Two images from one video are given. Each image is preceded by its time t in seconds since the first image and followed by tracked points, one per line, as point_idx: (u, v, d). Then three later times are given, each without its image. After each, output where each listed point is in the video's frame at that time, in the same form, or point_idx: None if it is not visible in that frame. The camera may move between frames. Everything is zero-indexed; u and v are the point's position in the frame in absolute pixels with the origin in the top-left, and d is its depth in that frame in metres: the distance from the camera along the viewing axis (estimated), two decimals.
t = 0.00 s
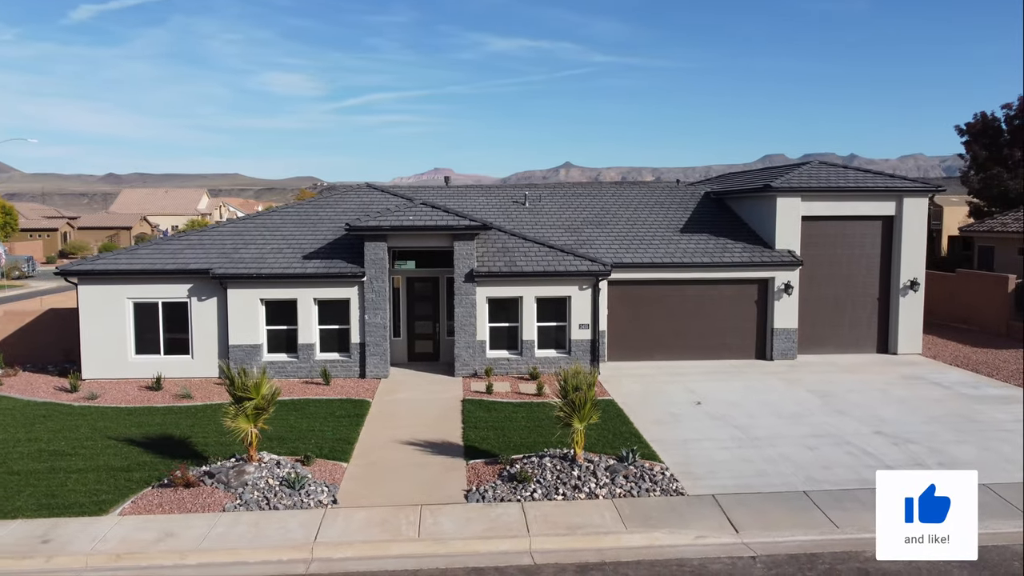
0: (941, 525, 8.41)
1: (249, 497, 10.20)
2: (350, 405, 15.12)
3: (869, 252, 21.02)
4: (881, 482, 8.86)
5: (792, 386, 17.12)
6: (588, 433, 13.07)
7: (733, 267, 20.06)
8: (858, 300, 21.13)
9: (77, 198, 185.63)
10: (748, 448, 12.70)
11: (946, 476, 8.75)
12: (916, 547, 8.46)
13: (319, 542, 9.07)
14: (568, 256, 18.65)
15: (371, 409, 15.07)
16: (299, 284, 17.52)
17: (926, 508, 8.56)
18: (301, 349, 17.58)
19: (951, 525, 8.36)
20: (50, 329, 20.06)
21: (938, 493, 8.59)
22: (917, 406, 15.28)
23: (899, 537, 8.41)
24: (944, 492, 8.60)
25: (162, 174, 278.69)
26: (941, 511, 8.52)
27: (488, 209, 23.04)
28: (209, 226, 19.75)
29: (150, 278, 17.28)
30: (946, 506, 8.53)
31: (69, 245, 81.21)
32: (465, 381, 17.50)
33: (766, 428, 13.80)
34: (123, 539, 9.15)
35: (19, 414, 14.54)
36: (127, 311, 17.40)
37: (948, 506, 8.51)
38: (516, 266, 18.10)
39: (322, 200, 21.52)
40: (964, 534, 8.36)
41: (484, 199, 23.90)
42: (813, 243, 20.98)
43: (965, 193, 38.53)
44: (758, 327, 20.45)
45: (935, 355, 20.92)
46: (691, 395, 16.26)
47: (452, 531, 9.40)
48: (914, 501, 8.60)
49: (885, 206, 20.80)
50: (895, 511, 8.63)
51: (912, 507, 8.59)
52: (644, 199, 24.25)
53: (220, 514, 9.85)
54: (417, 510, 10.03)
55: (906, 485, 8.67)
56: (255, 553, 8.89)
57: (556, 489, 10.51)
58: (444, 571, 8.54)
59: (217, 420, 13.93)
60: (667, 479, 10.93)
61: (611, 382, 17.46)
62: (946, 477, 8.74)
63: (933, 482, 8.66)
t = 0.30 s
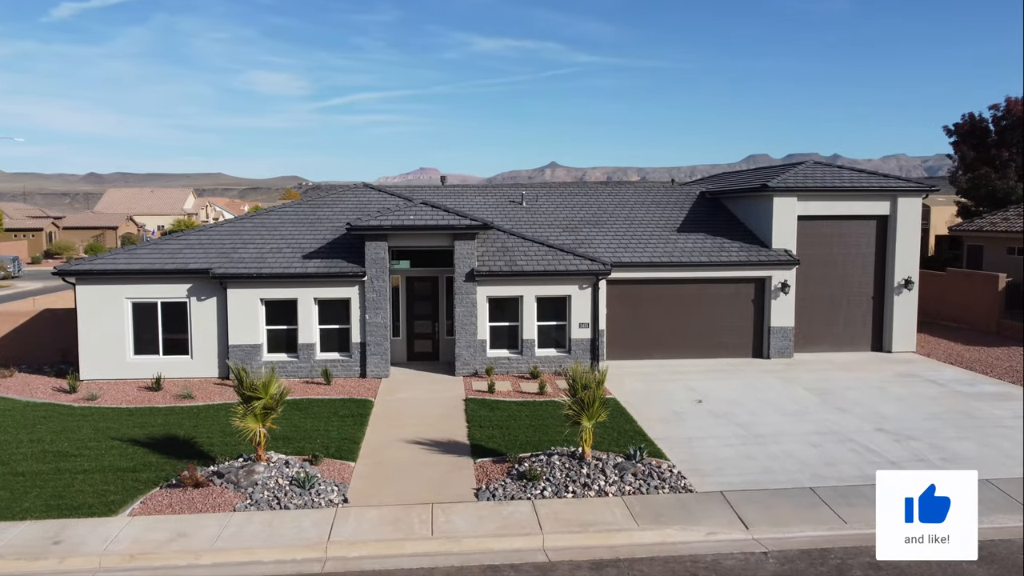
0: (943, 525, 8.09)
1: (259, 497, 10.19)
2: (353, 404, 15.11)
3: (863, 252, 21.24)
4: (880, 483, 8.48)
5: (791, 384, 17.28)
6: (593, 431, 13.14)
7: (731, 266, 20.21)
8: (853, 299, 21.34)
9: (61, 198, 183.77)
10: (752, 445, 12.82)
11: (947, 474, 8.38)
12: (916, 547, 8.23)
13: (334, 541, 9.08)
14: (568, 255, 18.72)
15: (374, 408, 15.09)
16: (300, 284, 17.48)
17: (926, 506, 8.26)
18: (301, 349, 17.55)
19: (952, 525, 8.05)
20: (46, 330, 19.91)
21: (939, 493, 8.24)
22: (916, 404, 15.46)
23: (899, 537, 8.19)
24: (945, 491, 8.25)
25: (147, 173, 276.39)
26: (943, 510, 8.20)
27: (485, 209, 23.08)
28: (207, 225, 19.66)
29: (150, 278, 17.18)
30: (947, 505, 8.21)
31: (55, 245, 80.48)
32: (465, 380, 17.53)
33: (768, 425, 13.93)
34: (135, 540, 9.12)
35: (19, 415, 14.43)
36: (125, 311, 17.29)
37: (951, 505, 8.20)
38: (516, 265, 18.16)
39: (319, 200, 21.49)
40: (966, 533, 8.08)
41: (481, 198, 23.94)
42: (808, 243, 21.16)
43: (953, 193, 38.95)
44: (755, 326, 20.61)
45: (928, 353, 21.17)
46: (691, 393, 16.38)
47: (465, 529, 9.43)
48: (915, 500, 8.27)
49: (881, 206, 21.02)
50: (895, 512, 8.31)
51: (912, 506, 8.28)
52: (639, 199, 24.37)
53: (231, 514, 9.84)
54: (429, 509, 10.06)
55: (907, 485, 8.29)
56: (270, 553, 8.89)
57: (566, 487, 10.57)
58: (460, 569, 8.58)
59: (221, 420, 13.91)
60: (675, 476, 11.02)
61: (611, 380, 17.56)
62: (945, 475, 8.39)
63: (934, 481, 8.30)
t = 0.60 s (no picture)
0: (942, 525, 8.46)
1: (270, 497, 10.18)
2: (356, 404, 15.10)
3: (859, 251, 21.44)
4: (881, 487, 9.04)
5: (790, 382, 17.43)
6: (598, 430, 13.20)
7: (729, 265, 20.35)
8: (849, 297, 21.54)
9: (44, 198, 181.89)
10: (756, 442, 12.93)
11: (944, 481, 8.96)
12: (916, 548, 8.44)
13: (349, 540, 9.09)
14: (568, 255, 18.79)
15: (378, 408, 15.09)
16: (300, 283, 17.44)
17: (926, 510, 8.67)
18: (302, 349, 17.52)
19: (951, 524, 8.41)
20: (41, 331, 19.74)
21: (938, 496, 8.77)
22: (914, 401, 15.64)
23: (899, 535, 8.46)
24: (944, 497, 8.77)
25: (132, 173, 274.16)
26: (942, 512, 8.62)
27: (483, 208, 23.10)
28: (205, 225, 19.57)
29: (149, 277, 17.09)
30: (946, 509, 8.64)
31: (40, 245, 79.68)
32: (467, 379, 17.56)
33: (771, 423, 14.05)
34: (148, 540, 9.09)
35: (20, 416, 14.33)
36: (124, 311, 17.19)
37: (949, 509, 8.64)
38: (517, 265, 18.21)
39: (317, 199, 21.44)
40: (964, 535, 8.38)
41: (478, 198, 23.96)
42: (804, 242, 21.35)
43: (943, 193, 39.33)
44: (753, 324, 20.77)
45: (922, 351, 21.41)
46: (693, 392, 16.48)
47: (479, 527, 9.47)
48: (915, 504, 8.72)
49: (876, 205, 21.22)
50: (896, 512, 8.73)
51: (913, 509, 8.69)
52: (636, 199, 24.47)
53: (243, 513, 9.83)
54: (441, 507, 10.08)
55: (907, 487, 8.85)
56: (285, 552, 8.90)
57: (576, 485, 10.63)
58: (477, 566, 8.63)
59: (225, 420, 13.86)
60: (683, 473, 11.10)
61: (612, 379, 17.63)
62: (943, 481, 8.97)
63: (932, 483, 8.89)
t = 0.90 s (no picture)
0: (942, 525, 8.45)
1: (281, 496, 10.18)
2: (359, 404, 15.10)
3: (854, 250, 21.64)
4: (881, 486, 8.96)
5: (789, 380, 17.57)
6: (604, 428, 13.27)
7: (727, 265, 20.49)
8: (845, 296, 21.74)
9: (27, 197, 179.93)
10: (760, 440, 13.04)
11: (946, 481, 8.87)
12: (916, 548, 8.46)
13: (363, 539, 9.10)
14: (569, 254, 18.87)
15: (381, 407, 15.09)
16: (301, 283, 17.40)
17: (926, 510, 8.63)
18: (303, 349, 17.48)
19: (951, 524, 8.40)
20: (37, 331, 19.57)
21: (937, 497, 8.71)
22: (912, 398, 15.83)
23: (899, 536, 8.46)
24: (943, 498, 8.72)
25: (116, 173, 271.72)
26: (941, 512, 8.59)
27: (481, 208, 23.13)
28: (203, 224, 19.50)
29: (149, 277, 17.00)
30: (945, 509, 8.61)
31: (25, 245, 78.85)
32: (468, 378, 17.57)
33: (773, 420, 14.18)
34: (162, 540, 9.06)
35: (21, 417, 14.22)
36: (123, 311, 17.09)
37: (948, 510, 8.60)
38: (518, 264, 18.27)
39: (315, 199, 21.40)
40: (964, 535, 8.37)
41: (475, 198, 23.99)
42: (800, 241, 21.54)
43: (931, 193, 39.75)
44: (750, 323, 20.92)
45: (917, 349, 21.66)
46: (694, 390, 16.59)
47: (492, 525, 9.51)
48: (915, 504, 8.68)
49: (871, 205, 21.43)
50: (896, 513, 8.70)
51: (912, 509, 8.66)
52: (632, 198, 24.59)
53: (256, 513, 9.81)
54: (453, 506, 10.12)
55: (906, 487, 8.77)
56: (300, 551, 8.90)
57: (586, 483, 10.69)
58: (493, 564, 8.67)
59: (229, 420, 13.82)
60: (691, 470, 11.20)
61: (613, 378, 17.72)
62: (943, 481, 8.89)
63: (933, 482, 8.82)
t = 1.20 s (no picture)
0: (942, 524, 8.27)
1: (293, 496, 10.17)
2: (363, 404, 15.09)
3: (849, 250, 21.84)
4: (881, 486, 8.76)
5: (787, 378, 17.72)
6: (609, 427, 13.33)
7: (725, 264, 20.63)
8: (840, 295, 21.94)
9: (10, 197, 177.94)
10: (765, 437, 13.15)
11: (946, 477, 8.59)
12: (917, 547, 8.37)
13: (377, 538, 9.12)
14: (569, 254, 18.93)
15: (385, 407, 15.08)
16: (302, 283, 17.36)
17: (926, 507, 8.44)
18: (304, 349, 17.44)
19: (950, 524, 8.22)
20: (33, 332, 19.41)
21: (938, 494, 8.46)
22: (910, 395, 16.00)
23: (899, 536, 8.35)
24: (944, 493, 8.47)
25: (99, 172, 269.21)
26: (941, 510, 8.38)
27: (479, 208, 23.15)
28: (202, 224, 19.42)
29: (149, 277, 16.91)
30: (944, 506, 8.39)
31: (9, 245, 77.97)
32: (469, 377, 17.57)
33: (775, 418, 14.30)
34: (175, 541, 9.03)
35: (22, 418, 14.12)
36: (123, 311, 16.99)
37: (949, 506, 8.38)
38: (519, 264, 18.31)
39: (312, 198, 21.35)
40: (964, 533, 8.20)
41: (472, 197, 24.00)
42: (797, 241, 21.71)
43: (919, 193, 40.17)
44: (748, 322, 21.07)
45: (910, 347, 21.89)
46: (695, 388, 16.70)
47: (505, 523, 9.54)
48: (915, 502, 8.47)
49: (866, 204, 21.65)
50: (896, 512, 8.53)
51: (912, 507, 8.47)
52: (628, 198, 24.69)
53: (268, 513, 9.80)
54: (465, 504, 10.15)
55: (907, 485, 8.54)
56: (315, 550, 8.90)
57: (596, 480, 10.75)
58: (509, 562, 8.71)
59: (232, 420, 13.77)
60: (699, 468, 11.28)
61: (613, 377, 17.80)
62: (943, 477, 8.59)
63: (933, 481, 8.55)
